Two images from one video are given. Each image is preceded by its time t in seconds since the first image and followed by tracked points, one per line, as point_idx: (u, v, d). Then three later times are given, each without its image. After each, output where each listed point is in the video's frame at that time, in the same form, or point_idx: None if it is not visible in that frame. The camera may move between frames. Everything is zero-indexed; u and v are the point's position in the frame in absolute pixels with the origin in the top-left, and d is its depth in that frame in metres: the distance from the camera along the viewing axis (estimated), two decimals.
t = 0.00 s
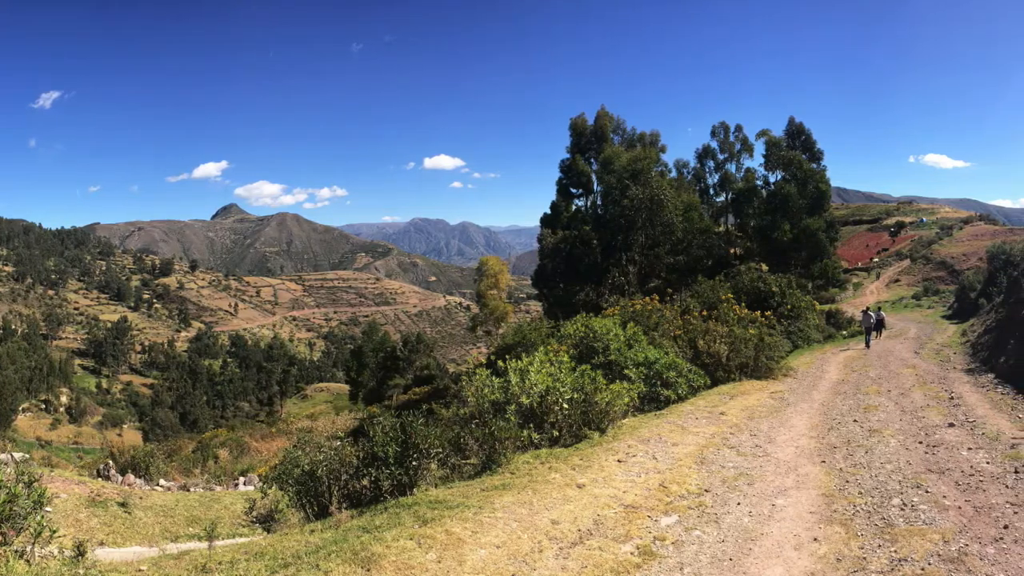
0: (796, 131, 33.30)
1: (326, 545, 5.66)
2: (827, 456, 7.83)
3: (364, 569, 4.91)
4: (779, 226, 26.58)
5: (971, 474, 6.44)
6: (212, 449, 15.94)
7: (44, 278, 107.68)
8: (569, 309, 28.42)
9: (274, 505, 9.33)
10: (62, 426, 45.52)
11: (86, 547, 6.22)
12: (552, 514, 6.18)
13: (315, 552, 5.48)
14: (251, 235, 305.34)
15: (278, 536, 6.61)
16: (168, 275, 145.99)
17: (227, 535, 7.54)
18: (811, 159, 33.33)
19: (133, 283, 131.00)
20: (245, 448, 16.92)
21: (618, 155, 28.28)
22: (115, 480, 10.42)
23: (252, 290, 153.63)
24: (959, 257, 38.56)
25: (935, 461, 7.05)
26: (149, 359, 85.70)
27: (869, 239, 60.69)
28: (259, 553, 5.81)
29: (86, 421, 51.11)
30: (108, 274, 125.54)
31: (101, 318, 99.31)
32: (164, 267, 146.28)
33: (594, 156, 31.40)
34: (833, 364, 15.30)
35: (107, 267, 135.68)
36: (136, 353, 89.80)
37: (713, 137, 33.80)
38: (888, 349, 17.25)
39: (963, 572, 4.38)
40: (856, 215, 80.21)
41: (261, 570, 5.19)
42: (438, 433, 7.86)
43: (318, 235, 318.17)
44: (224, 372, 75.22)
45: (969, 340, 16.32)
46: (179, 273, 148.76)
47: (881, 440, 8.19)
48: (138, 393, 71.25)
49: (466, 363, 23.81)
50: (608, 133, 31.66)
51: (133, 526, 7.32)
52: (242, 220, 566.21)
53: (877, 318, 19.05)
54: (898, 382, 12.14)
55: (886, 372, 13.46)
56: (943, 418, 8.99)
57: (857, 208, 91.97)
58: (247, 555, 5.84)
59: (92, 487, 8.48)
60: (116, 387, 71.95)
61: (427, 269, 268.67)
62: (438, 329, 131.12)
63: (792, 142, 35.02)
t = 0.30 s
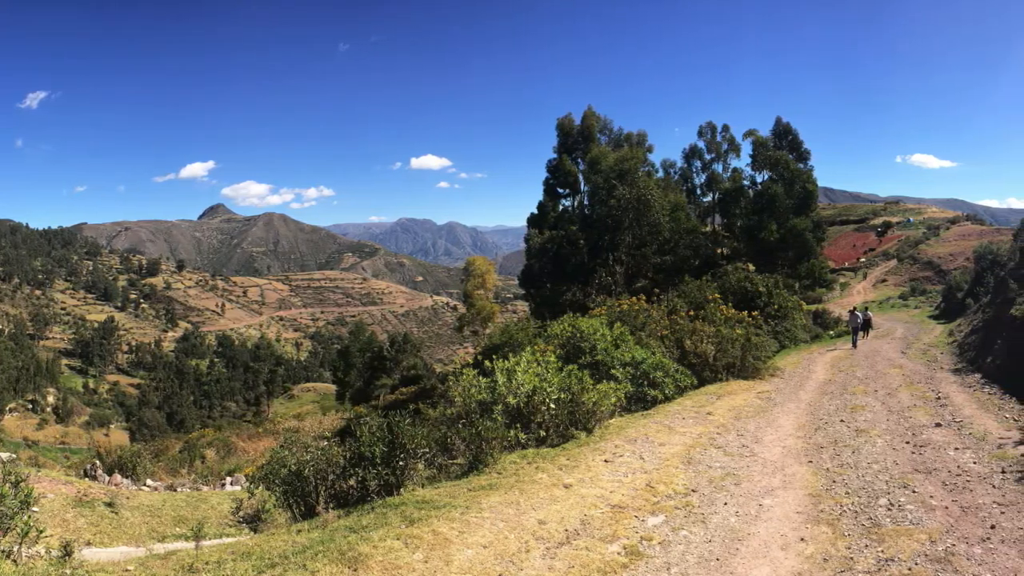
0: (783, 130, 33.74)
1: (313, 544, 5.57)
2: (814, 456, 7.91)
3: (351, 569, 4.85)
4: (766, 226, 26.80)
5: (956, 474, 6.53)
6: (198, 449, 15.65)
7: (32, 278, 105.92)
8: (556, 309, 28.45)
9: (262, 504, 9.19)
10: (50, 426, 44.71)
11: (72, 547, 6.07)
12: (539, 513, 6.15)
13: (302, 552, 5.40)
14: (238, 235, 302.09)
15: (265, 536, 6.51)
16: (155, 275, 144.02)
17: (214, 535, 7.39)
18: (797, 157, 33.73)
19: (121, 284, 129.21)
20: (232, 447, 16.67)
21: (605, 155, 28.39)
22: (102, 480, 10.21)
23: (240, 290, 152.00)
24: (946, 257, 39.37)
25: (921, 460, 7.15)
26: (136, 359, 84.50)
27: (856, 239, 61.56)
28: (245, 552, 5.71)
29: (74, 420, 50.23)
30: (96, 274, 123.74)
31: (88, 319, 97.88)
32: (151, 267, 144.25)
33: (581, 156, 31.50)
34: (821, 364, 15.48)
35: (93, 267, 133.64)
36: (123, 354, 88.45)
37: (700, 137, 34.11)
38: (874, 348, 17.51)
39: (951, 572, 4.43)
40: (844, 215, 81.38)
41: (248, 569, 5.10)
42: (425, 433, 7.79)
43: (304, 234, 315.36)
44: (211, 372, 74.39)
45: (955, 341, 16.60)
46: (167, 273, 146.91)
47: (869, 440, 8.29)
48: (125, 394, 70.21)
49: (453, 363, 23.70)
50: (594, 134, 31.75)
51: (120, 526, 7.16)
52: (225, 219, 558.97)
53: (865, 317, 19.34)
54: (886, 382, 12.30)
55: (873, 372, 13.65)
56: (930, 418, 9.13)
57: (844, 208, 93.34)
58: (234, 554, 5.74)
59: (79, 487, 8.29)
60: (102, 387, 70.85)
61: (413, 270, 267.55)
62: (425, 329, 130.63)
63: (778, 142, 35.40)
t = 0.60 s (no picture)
0: (770, 130, 34.12)
1: (299, 545, 5.48)
2: (801, 456, 7.98)
3: (338, 569, 4.77)
4: (753, 226, 27.03)
5: (944, 474, 6.63)
6: (185, 449, 15.35)
7: (17, 277, 103.78)
8: (543, 309, 28.47)
9: (249, 504, 9.03)
10: (35, 426, 43.81)
11: (58, 547, 5.92)
12: (526, 513, 6.12)
13: (289, 552, 5.30)
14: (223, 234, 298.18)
15: (251, 536, 6.40)
16: (142, 275, 141.54)
17: (201, 535, 7.24)
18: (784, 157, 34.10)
19: (108, 284, 126.92)
20: (219, 448, 16.38)
21: (591, 155, 28.49)
22: (89, 480, 9.98)
23: (226, 289, 150.11)
24: (933, 257, 40.10)
25: (907, 460, 7.24)
26: (123, 359, 83.12)
27: (843, 239, 62.40)
28: (232, 552, 5.60)
29: (59, 420, 49.30)
30: (82, 273, 121.48)
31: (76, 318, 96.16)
32: (139, 267, 141.73)
33: (568, 156, 31.56)
34: (808, 364, 15.67)
35: (78, 266, 131.15)
36: (110, 354, 86.95)
37: (687, 137, 34.35)
38: (861, 349, 17.76)
39: (937, 571, 4.48)
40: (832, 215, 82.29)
41: (234, 570, 4.99)
42: (412, 433, 7.71)
43: (289, 233, 312.23)
44: (198, 372, 73.41)
45: (941, 341, 16.89)
46: (154, 273, 144.46)
47: (855, 440, 8.39)
48: (113, 394, 69.03)
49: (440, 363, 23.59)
50: (581, 134, 31.84)
51: (106, 525, 6.99)
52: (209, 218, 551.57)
53: (852, 317, 19.58)
54: (872, 382, 12.48)
55: (859, 372, 13.83)
56: (916, 418, 9.26)
57: (830, 208, 94.58)
58: (220, 555, 5.63)
59: (66, 486, 8.10)
60: (90, 387, 69.57)
61: (400, 270, 266.20)
62: (412, 329, 130.05)
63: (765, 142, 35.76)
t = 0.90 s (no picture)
0: (756, 130, 34.50)
1: (286, 545, 5.38)
2: (788, 456, 8.05)
3: (325, 569, 4.70)
4: (740, 226, 27.26)
5: (930, 474, 6.72)
6: (172, 449, 15.05)
7: (3, 277, 101.72)
8: (530, 309, 28.47)
9: (237, 504, 8.87)
10: (22, 425, 42.93)
11: (44, 547, 5.77)
12: (513, 513, 6.08)
13: (276, 552, 5.20)
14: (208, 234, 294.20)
15: (238, 536, 6.28)
16: (129, 275, 139.18)
17: (188, 535, 7.09)
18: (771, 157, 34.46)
19: (95, 284, 124.71)
20: (206, 448, 16.11)
21: (579, 155, 28.55)
22: (76, 480, 9.77)
23: (213, 289, 148.13)
24: (920, 257, 40.81)
25: (894, 461, 7.34)
26: (110, 359, 81.68)
27: (830, 239, 63.25)
28: (219, 552, 5.48)
29: (45, 420, 48.38)
30: (70, 272, 119.28)
31: (63, 318, 94.45)
32: (126, 267, 139.40)
33: (555, 156, 31.60)
34: (794, 364, 15.85)
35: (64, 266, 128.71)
36: (97, 353, 85.42)
37: (674, 137, 34.57)
38: (848, 348, 17.99)
39: (924, 571, 4.53)
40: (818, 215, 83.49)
41: (221, 570, 4.89)
42: (399, 433, 7.63)
43: (276, 233, 308.91)
44: (184, 372, 72.36)
45: (928, 341, 17.17)
46: (141, 272, 142.11)
47: (842, 440, 8.48)
48: (100, 393, 67.82)
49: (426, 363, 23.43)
50: (568, 134, 31.89)
51: (94, 526, 6.82)
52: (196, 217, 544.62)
53: (839, 317, 19.82)
54: (860, 382, 12.66)
55: (846, 372, 14.02)
56: (904, 418, 9.39)
57: (817, 208, 95.83)
58: (208, 554, 5.51)
59: (53, 486, 7.91)
60: (77, 387, 68.22)
61: (388, 270, 264.62)
62: (399, 329, 129.36)
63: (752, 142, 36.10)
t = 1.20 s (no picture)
0: (743, 130, 34.88)
1: (274, 544, 5.29)
2: (775, 456, 8.11)
3: (312, 569, 4.63)
4: (727, 226, 27.49)
5: (916, 474, 6.82)
6: (158, 449, 14.76)
7: None
8: (518, 308, 28.45)
9: (225, 504, 8.72)
10: (9, 426, 42.04)
11: (30, 547, 5.60)
12: (500, 513, 6.05)
13: (263, 552, 5.11)
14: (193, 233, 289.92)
15: (224, 536, 6.18)
16: (116, 275, 136.65)
17: (175, 535, 6.95)
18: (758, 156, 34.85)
19: (82, 284, 122.30)
20: (193, 448, 15.81)
21: (565, 155, 28.60)
22: (63, 480, 9.56)
23: (200, 289, 146.02)
24: (907, 257, 41.53)
25: (881, 461, 7.43)
26: (96, 359, 80.18)
27: (817, 239, 64.16)
28: (206, 552, 5.37)
29: (32, 421, 47.36)
30: (57, 271, 116.87)
31: (51, 318, 92.62)
32: (112, 267, 136.92)
33: (542, 156, 31.62)
34: (782, 364, 16.01)
35: (50, 265, 126.16)
36: (84, 353, 83.85)
37: (661, 137, 34.77)
38: (835, 348, 18.22)
39: (911, 571, 4.58)
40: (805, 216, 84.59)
41: (208, 570, 4.79)
42: (387, 433, 7.57)
43: (262, 232, 305.50)
44: (172, 373, 71.28)
45: (914, 340, 17.47)
46: (128, 272, 139.80)
47: (829, 440, 8.58)
48: (88, 393, 66.57)
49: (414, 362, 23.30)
50: (555, 134, 31.93)
51: (81, 526, 6.65)
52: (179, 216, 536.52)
53: (826, 317, 20.08)
54: (847, 382, 12.83)
55: (833, 372, 14.19)
56: (890, 418, 9.52)
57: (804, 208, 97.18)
58: (194, 554, 5.39)
59: (40, 486, 7.73)
60: (64, 387, 66.87)
61: (375, 270, 262.95)
62: (386, 329, 128.60)
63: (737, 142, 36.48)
